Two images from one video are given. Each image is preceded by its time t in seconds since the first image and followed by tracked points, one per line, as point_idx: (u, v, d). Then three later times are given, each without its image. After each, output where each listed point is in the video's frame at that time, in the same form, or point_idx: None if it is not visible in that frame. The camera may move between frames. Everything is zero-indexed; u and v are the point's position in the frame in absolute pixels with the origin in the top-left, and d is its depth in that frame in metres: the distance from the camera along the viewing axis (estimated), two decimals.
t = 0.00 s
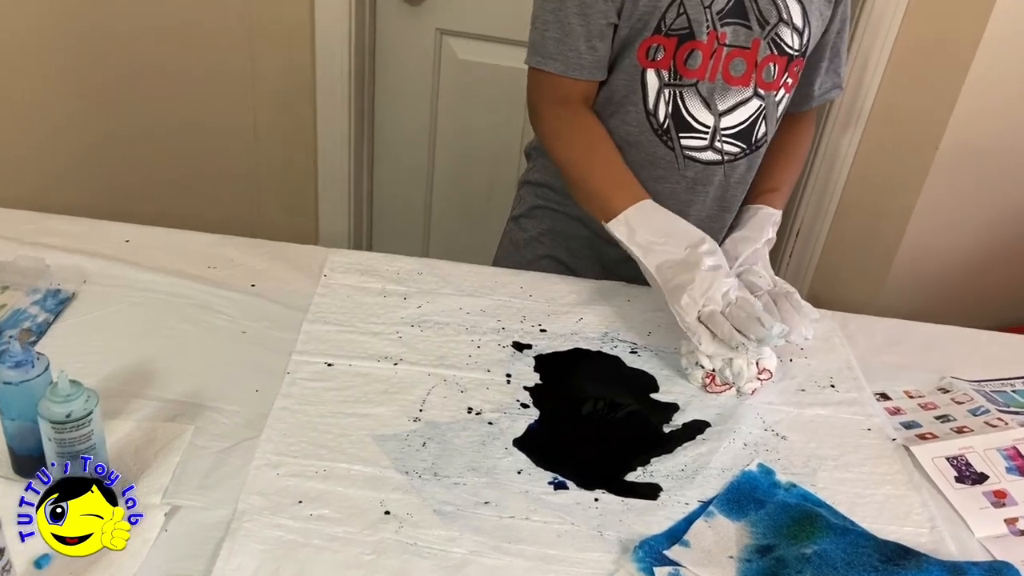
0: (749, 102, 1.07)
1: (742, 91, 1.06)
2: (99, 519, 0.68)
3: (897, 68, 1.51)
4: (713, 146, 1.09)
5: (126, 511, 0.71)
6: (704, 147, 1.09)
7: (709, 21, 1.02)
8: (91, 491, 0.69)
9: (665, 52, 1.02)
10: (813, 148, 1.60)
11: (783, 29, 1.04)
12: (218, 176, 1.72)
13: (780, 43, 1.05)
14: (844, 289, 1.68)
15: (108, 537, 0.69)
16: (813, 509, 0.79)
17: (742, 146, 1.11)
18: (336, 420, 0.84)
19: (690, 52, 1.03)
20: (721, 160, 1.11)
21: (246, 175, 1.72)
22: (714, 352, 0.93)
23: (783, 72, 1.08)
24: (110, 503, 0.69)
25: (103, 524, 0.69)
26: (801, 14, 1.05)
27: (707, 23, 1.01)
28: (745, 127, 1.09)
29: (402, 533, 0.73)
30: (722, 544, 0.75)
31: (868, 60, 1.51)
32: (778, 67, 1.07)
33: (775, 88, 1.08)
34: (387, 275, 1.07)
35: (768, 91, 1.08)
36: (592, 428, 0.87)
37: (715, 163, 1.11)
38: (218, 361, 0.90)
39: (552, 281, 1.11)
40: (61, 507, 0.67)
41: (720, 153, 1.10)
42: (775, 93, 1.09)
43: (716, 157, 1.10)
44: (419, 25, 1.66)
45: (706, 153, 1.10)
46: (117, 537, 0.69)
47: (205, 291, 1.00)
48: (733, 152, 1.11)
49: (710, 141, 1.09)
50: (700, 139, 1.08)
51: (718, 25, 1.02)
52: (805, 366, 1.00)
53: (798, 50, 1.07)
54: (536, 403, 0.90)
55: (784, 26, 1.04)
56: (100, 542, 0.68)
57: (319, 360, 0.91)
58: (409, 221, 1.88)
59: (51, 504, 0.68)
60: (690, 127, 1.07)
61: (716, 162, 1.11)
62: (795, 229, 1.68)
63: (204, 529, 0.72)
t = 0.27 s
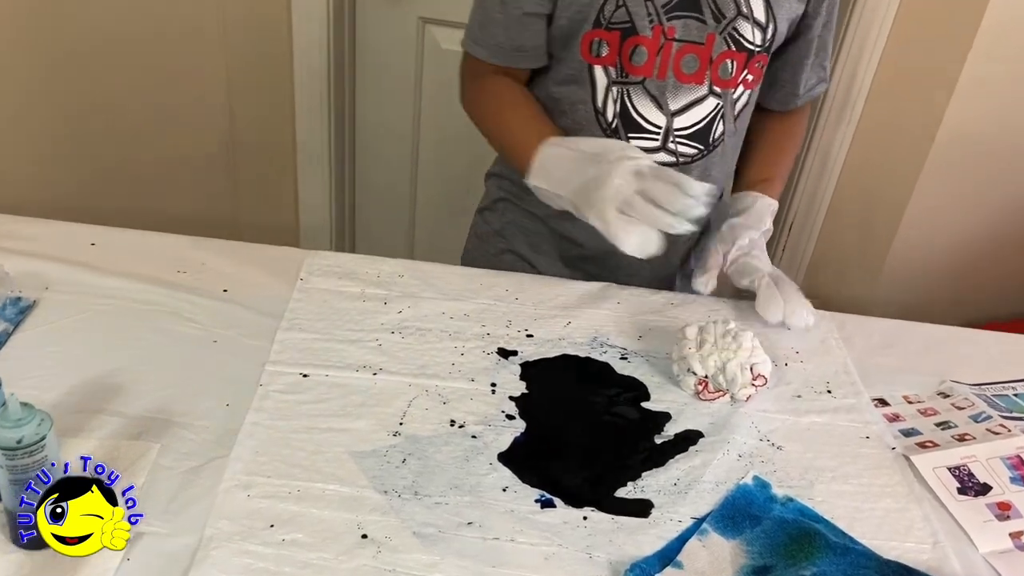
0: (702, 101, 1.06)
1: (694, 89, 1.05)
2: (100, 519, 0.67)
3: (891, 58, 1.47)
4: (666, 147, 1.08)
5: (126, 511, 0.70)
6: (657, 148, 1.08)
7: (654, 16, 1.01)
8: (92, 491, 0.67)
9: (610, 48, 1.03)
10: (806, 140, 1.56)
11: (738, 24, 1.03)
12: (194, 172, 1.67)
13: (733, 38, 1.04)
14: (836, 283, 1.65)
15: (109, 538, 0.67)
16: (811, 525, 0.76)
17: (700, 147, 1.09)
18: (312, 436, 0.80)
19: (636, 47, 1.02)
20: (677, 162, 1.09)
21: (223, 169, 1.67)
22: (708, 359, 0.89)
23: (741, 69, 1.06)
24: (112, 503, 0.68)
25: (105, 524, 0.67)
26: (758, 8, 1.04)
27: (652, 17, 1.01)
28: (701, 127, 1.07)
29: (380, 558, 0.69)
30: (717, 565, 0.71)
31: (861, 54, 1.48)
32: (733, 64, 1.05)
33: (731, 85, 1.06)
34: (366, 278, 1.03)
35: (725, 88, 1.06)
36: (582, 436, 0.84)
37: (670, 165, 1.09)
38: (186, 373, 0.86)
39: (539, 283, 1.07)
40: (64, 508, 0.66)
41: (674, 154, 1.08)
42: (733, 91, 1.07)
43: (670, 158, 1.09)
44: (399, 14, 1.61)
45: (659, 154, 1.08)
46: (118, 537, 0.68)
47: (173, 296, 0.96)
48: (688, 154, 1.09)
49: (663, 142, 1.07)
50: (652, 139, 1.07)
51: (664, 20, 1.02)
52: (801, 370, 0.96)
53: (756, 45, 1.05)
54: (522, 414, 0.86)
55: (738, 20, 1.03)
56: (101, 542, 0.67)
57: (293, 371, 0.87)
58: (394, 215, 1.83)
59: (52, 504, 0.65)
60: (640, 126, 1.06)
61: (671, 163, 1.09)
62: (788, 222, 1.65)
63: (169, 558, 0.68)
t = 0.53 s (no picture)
0: (612, 95, 0.97)
1: (598, 82, 0.97)
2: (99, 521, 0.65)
3: (895, 37, 1.39)
4: (574, 146, 0.99)
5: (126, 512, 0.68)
6: (564, 149, 0.99)
7: (544, 9, 0.94)
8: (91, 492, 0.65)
9: (504, 44, 0.96)
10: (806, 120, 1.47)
11: (642, 10, 0.94)
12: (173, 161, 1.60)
13: (637, 25, 0.94)
14: (832, 271, 1.62)
15: (109, 539, 0.65)
16: (814, 531, 0.73)
17: (613, 144, 1.00)
18: (289, 441, 0.76)
19: (527, 42, 0.95)
20: (591, 160, 1.00)
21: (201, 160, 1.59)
22: (706, 356, 0.85)
23: (650, 59, 0.96)
24: (111, 503, 0.66)
25: (104, 526, 0.65)
26: None
27: (539, 9, 0.94)
28: (613, 124, 0.99)
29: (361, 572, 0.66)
30: None
31: (858, 41, 1.39)
32: (641, 53, 0.96)
33: (641, 76, 0.97)
34: (348, 272, 0.99)
35: (633, 80, 0.97)
36: (572, 455, 0.78)
37: (583, 164, 1.01)
38: (156, 375, 0.82)
39: (527, 275, 1.02)
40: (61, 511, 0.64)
41: (585, 152, 1.00)
42: (645, 82, 0.98)
43: (581, 157, 1.00)
44: None
45: (568, 155, 1.00)
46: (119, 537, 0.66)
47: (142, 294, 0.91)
48: (601, 152, 1.00)
49: (569, 141, 0.99)
50: (558, 139, 0.99)
51: (556, 12, 0.94)
52: (801, 365, 0.93)
53: (666, 32, 0.96)
54: (511, 415, 0.82)
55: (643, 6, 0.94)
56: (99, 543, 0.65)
57: (271, 371, 0.83)
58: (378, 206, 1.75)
59: (51, 505, 0.64)
60: (542, 125, 0.98)
61: (582, 163, 1.00)
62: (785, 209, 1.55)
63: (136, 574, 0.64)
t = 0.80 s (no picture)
0: (477, 101, 0.97)
1: (460, 90, 0.96)
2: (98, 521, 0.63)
3: (896, 14, 1.34)
4: (455, 151, 1.01)
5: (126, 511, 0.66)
6: (445, 153, 1.02)
7: (392, 22, 0.94)
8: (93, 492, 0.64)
9: (354, 64, 0.97)
10: (803, 101, 1.43)
11: (485, 12, 0.92)
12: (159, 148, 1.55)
13: (484, 29, 0.92)
14: (830, 254, 1.59)
15: (107, 539, 0.63)
16: (818, 523, 0.70)
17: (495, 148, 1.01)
18: (273, 434, 0.73)
19: (381, 57, 0.96)
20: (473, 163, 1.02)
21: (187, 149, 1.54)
22: (705, 343, 0.83)
23: (510, 60, 0.94)
24: (111, 504, 0.64)
25: (103, 526, 0.63)
26: None
27: (386, 25, 0.94)
28: (484, 130, 0.99)
29: (349, 572, 0.63)
30: (718, 571, 0.66)
31: (859, 20, 1.34)
32: (499, 56, 0.94)
33: (502, 79, 0.96)
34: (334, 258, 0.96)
35: (497, 82, 0.96)
36: (556, 444, 0.76)
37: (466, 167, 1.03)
38: (134, 368, 0.78)
39: (519, 260, 0.99)
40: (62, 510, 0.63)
41: (465, 155, 1.02)
42: (512, 80, 0.96)
43: (463, 160, 1.02)
44: None
45: (449, 158, 1.02)
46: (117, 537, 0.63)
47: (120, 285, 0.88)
48: (482, 154, 1.01)
49: (449, 146, 1.01)
50: (436, 144, 1.01)
51: (405, 26, 0.94)
52: (802, 351, 0.90)
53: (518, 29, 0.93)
54: (504, 405, 0.79)
55: (484, 8, 0.91)
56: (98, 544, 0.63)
57: (254, 362, 0.80)
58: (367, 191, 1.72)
59: (52, 505, 0.63)
60: (416, 133, 1.00)
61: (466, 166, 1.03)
62: (781, 192, 1.52)
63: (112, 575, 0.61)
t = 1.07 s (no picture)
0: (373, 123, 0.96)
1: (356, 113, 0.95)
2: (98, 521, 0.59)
3: None
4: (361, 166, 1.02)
5: (126, 511, 0.63)
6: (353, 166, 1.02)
7: (287, 46, 0.91)
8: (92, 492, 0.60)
9: (261, 80, 0.97)
10: (803, 86, 1.42)
11: (360, 42, 0.86)
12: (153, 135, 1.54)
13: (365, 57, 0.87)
14: (828, 240, 1.58)
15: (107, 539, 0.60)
16: (823, 514, 0.69)
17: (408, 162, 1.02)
18: (267, 425, 0.72)
19: (283, 79, 0.95)
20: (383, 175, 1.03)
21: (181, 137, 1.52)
22: (707, 330, 0.81)
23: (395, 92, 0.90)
24: (111, 503, 0.60)
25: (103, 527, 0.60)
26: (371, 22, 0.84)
27: (283, 48, 0.91)
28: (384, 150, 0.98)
29: (346, 566, 0.61)
30: (723, 562, 0.64)
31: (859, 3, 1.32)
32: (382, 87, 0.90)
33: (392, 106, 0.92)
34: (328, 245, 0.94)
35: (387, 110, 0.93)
36: (554, 435, 0.74)
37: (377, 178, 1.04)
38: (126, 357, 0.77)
39: (516, 247, 0.98)
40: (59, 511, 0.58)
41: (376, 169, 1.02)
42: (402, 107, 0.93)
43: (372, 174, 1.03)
44: None
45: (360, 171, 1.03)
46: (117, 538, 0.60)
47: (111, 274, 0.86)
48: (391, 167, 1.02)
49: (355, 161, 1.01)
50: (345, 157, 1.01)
51: (300, 49, 0.91)
52: (804, 338, 0.89)
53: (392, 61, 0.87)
54: (503, 394, 0.78)
55: (360, 35, 0.86)
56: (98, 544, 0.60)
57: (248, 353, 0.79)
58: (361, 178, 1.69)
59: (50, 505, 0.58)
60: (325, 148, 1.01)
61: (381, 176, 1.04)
62: (781, 176, 1.50)
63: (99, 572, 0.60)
